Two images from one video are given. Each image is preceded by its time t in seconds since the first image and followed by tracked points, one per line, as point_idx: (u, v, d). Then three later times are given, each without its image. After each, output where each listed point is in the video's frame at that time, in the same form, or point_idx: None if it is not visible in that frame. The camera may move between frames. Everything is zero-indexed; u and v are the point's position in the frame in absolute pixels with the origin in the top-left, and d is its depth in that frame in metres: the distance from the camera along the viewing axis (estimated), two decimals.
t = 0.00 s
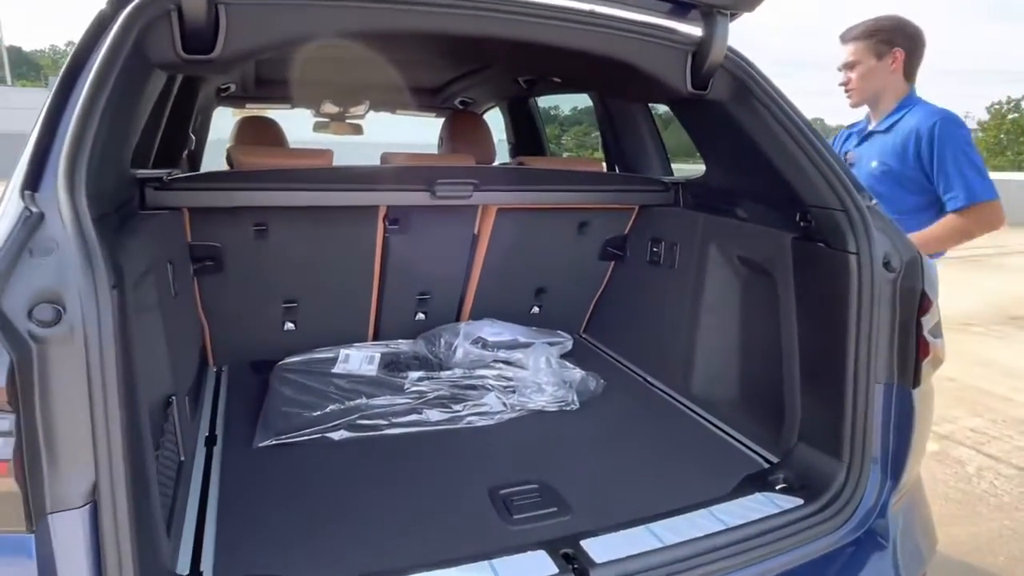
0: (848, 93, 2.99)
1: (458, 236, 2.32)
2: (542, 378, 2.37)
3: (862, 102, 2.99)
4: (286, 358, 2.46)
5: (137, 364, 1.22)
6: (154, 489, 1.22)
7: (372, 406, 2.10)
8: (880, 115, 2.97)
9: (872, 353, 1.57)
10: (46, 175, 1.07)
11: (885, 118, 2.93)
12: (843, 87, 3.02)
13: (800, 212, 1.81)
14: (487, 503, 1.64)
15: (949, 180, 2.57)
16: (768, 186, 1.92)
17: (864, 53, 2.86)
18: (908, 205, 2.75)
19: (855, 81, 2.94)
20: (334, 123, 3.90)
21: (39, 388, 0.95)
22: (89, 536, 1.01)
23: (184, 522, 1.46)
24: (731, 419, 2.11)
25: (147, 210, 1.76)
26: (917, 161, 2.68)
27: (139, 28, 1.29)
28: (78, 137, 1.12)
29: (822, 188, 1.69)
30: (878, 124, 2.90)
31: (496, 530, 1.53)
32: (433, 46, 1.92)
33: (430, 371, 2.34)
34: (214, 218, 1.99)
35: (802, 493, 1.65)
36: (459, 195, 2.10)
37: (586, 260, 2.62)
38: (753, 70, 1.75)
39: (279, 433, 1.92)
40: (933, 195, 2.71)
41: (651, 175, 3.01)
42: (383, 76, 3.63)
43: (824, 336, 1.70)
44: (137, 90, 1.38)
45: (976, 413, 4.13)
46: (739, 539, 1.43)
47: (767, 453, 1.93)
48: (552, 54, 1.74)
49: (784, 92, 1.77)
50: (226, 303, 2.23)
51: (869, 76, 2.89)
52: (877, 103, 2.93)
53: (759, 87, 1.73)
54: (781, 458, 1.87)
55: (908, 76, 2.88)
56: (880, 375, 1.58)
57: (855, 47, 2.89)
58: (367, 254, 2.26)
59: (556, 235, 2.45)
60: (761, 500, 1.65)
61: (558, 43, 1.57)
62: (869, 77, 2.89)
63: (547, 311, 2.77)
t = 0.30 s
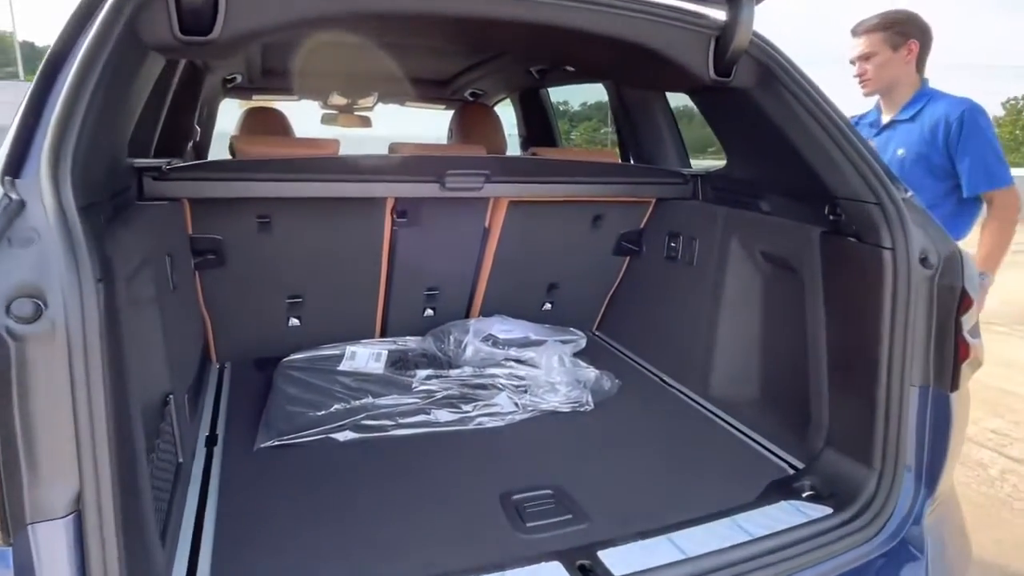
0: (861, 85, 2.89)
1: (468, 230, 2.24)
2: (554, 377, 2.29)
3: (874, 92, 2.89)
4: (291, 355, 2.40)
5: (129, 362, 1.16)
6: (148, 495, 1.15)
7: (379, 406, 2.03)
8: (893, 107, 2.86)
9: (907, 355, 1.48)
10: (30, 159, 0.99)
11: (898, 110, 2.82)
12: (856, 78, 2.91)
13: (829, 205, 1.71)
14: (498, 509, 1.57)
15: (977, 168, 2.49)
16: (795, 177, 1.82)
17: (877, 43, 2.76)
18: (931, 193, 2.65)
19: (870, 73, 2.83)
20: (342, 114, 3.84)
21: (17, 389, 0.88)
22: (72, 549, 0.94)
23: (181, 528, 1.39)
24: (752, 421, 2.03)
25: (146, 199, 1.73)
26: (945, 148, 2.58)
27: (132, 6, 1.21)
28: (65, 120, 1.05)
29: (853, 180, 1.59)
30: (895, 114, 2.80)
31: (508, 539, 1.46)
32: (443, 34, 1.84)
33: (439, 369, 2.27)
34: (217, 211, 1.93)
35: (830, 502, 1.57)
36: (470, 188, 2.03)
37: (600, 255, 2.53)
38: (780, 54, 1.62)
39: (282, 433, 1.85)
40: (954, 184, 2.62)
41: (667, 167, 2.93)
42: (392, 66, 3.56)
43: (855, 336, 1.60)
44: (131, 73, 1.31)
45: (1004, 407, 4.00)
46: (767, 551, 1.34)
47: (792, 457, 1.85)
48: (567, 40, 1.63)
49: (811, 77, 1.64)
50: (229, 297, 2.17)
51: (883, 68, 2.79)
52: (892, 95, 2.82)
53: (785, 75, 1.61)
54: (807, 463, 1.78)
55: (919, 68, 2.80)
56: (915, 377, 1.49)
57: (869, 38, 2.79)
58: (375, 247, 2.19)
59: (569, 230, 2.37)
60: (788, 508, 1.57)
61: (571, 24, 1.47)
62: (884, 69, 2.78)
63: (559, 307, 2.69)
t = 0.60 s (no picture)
0: (867, 76, 2.79)
1: (469, 220, 2.18)
2: (556, 371, 2.22)
3: (881, 84, 2.79)
4: (286, 346, 2.35)
5: (106, 354, 1.10)
6: (128, 498, 1.10)
7: (374, 400, 1.98)
8: (901, 99, 2.77)
9: (924, 352, 1.41)
10: None
11: (906, 101, 2.73)
12: (862, 69, 2.81)
13: (844, 195, 1.64)
14: (494, 510, 1.52)
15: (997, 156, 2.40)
16: (808, 167, 1.74)
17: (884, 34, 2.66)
18: (946, 184, 2.55)
19: (877, 63, 2.74)
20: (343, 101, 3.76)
21: None
22: (39, 553, 0.89)
23: (164, 528, 1.35)
24: (759, 419, 1.96)
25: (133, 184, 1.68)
26: (959, 136, 2.48)
27: None
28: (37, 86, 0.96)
29: (870, 169, 1.52)
30: (903, 106, 2.72)
31: (505, 540, 1.41)
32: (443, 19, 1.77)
33: (437, 363, 2.21)
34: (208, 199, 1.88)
35: (841, 505, 1.50)
36: (471, 175, 1.97)
37: (604, 246, 2.47)
38: (794, 38, 1.52)
39: (273, 428, 1.81)
40: (966, 175, 2.54)
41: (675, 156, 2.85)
42: (393, 50, 3.49)
43: (869, 333, 1.54)
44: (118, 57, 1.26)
45: (1019, 403, 3.91)
46: (776, 557, 1.28)
47: (800, 457, 1.78)
48: (564, 23, 1.53)
49: (827, 62, 1.56)
50: (223, 286, 2.12)
51: (890, 59, 2.69)
52: (900, 86, 2.73)
53: (800, 60, 1.52)
54: (816, 464, 1.72)
55: (926, 58, 2.72)
56: (932, 376, 1.41)
57: (874, 27, 2.69)
58: (372, 236, 2.13)
59: (572, 220, 2.30)
60: (798, 511, 1.50)
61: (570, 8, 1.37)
62: (891, 59, 2.69)
63: (562, 300, 2.62)
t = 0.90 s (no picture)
0: (862, 69, 2.74)
1: (460, 213, 2.15)
2: (549, 367, 2.19)
3: (877, 76, 2.74)
4: (276, 341, 2.32)
5: (79, 349, 1.07)
6: (103, 500, 1.07)
7: (363, 396, 1.97)
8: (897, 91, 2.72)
9: (922, 351, 1.38)
10: None
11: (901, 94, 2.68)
12: (858, 62, 2.76)
13: (843, 188, 1.60)
14: (481, 511, 1.50)
15: (986, 149, 2.35)
16: (806, 160, 1.70)
17: (878, 27, 2.59)
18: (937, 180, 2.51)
19: (873, 57, 2.68)
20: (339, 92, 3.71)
21: None
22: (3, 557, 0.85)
23: (142, 530, 1.34)
24: (755, 416, 1.93)
25: (115, 177, 1.66)
26: (944, 132, 2.45)
27: None
28: None
29: (868, 161, 1.47)
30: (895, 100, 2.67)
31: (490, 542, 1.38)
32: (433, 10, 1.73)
33: (428, 358, 2.18)
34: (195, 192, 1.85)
35: (836, 505, 1.47)
36: (462, 168, 1.92)
37: (600, 240, 2.43)
38: (794, 28, 1.48)
39: (259, 425, 1.81)
40: (957, 169, 2.50)
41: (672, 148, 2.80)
42: (389, 39, 3.44)
43: (868, 331, 1.50)
44: (97, 48, 1.22)
45: (1020, 399, 3.87)
46: (768, 559, 1.25)
47: (795, 455, 1.75)
48: (556, 11, 1.48)
49: (827, 51, 1.52)
50: (210, 280, 2.09)
51: (886, 52, 2.63)
52: (897, 79, 2.67)
53: (799, 49, 1.47)
54: (812, 463, 1.68)
55: (924, 49, 2.64)
56: (931, 373, 1.38)
57: (869, 20, 2.61)
58: (362, 230, 2.09)
59: (567, 214, 2.27)
60: (793, 512, 1.47)
61: None
62: (886, 52, 2.63)
63: (556, 294, 2.59)
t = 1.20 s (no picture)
0: (853, 69, 2.73)
1: (453, 212, 2.13)
2: (543, 366, 2.17)
3: (867, 77, 2.73)
4: (268, 341, 2.30)
5: (65, 351, 1.05)
6: (88, 506, 1.06)
7: (355, 397, 1.96)
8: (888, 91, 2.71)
9: (916, 350, 1.37)
10: None
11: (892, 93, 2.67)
12: (848, 63, 2.74)
13: (836, 187, 1.59)
14: (473, 512, 1.49)
15: (959, 158, 2.36)
16: (800, 158, 1.69)
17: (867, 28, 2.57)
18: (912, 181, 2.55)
19: (863, 57, 2.66)
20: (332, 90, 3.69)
21: None
22: None
23: (131, 534, 1.32)
24: (748, 416, 1.92)
25: (102, 177, 1.64)
26: (924, 133, 2.48)
27: None
28: None
29: (862, 159, 1.46)
30: (886, 99, 2.66)
31: (482, 545, 1.37)
32: (424, 6, 1.72)
33: (421, 358, 2.17)
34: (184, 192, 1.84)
35: (830, 506, 1.46)
36: (454, 166, 1.91)
37: (594, 239, 2.42)
38: (789, 25, 1.47)
39: (249, 426, 1.80)
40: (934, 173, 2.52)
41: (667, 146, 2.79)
42: (382, 36, 3.42)
43: (862, 330, 1.48)
44: (80, 47, 1.20)
45: (1017, 396, 3.87)
46: (763, 561, 1.24)
47: (789, 455, 1.75)
48: (548, 7, 1.46)
49: (820, 48, 1.51)
50: (201, 280, 2.07)
51: (876, 52, 2.61)
52: (889, 78, 2.66)
53: (792, 46, 1.46)
54: (806, 462, 1.67)
55: (914, 47, 2.63)
56: (924, 372, 1.37)
57: (858, 20, 2.59)
58: (354, 229, 2.08)
59: (561, 212, 2.25)
60: (786, 512, 1.47)
61: None
62: (876, 52, 2.61)
63: (550, 293, 2.58)
